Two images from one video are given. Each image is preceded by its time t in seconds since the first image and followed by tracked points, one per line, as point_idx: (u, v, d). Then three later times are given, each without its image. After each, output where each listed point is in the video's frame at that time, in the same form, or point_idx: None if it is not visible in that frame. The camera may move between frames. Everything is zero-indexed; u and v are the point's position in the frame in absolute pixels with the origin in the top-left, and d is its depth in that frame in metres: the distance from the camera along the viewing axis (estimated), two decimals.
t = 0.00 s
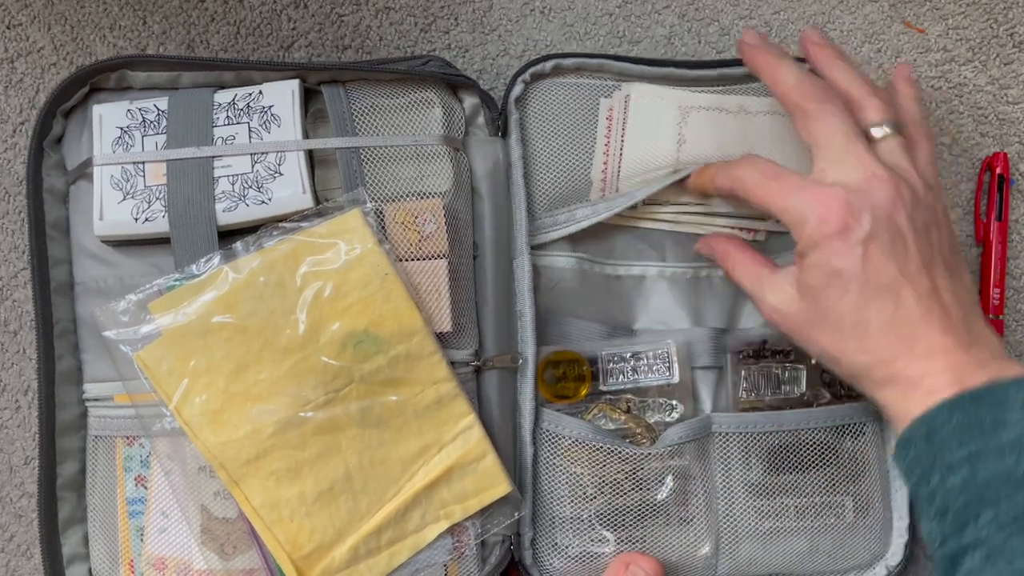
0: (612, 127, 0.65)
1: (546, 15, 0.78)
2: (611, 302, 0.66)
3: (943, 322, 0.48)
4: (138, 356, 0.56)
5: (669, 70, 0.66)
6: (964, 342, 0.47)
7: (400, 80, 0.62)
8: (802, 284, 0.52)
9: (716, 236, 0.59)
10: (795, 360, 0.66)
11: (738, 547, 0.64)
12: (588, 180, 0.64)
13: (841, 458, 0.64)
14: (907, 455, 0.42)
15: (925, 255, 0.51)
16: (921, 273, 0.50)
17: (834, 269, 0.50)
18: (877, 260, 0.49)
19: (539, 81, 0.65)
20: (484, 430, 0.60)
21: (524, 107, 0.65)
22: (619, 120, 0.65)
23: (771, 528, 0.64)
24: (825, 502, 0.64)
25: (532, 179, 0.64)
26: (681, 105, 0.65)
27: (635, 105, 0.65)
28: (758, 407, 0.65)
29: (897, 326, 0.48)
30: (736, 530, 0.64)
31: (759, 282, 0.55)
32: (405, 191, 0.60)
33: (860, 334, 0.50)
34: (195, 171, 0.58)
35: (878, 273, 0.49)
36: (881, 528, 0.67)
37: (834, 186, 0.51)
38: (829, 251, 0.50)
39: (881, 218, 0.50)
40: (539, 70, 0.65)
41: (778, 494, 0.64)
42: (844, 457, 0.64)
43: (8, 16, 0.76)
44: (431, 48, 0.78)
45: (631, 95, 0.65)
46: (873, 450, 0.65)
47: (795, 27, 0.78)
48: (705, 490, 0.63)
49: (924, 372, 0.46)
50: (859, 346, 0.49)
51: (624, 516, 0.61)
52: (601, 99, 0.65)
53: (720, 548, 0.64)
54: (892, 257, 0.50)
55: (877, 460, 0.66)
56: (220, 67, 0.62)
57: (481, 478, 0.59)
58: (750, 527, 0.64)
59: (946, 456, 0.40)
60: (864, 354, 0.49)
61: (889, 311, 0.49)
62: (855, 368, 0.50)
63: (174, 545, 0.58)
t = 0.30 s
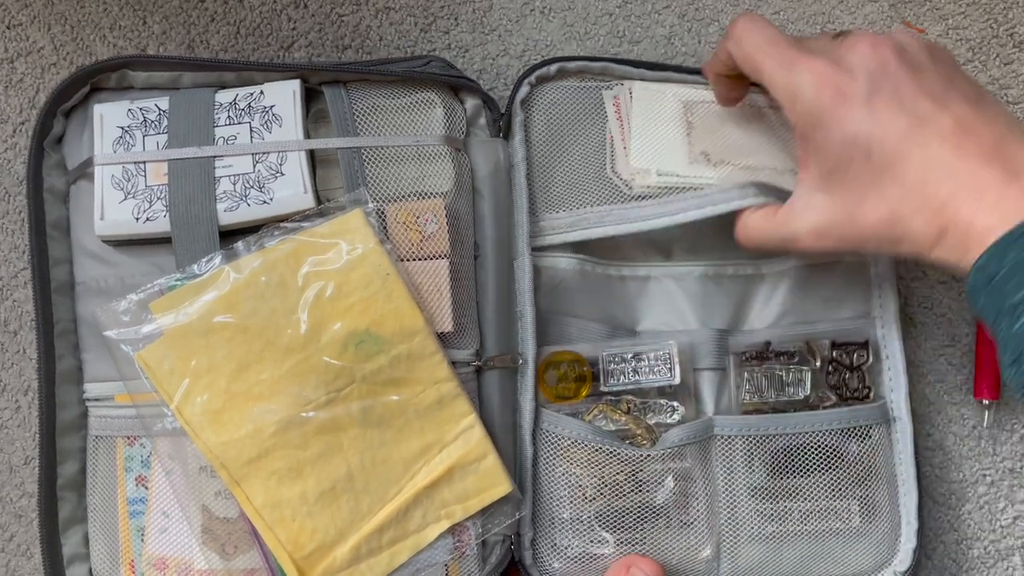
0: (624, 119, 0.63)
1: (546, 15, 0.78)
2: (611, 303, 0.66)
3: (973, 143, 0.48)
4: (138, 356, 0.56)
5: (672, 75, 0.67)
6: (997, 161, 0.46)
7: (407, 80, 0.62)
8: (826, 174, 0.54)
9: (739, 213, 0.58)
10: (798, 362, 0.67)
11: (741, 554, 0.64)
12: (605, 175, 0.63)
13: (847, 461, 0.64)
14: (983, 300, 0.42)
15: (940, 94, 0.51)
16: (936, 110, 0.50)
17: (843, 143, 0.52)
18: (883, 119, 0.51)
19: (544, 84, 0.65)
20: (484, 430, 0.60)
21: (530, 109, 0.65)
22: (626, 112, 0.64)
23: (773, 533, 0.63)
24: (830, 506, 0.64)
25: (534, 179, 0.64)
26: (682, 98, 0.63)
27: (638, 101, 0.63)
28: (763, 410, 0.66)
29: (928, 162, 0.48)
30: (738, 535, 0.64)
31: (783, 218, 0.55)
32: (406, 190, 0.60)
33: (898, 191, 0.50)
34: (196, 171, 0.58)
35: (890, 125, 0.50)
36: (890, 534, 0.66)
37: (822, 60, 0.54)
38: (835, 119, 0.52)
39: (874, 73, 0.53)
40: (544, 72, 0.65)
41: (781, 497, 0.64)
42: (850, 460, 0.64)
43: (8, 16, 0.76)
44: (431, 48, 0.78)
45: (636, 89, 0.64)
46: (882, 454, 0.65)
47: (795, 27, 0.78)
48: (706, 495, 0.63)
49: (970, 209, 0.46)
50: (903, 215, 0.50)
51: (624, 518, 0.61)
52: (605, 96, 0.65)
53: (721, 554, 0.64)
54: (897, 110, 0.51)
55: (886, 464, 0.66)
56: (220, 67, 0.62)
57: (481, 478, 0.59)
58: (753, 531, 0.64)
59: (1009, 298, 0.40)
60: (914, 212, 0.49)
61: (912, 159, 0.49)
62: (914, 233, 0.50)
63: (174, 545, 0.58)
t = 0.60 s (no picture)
0: (620, 128, 0.64)
1: (546, 15, 0.78)
2: (612, 302, 0.66)
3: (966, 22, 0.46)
4: (142, 353, 0.56)
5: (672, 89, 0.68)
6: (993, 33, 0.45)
7: (409, 81, 0.62)
8: (820, 90, 0.53)
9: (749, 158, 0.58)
10: (794, 361, 0.66)
11: (739, 555, 0.64)
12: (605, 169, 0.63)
13: (849, 463, 0.64)
14: (1004, 184, 0.38)
15: None
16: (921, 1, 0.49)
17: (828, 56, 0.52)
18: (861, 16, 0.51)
19: (547, 86, 0.66)
20: (485, 429, 0.60)
21: (534, 111, 0.65)
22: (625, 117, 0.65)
23: (773, 533, 0.64)
24: (831, 507, 0.64)
25: (537, 178, 0.64)
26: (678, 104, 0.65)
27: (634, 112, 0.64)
28: (760, 410, 0.66)
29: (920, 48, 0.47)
30: (735, 535, 0.64)
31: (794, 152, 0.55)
32: (407, 190, 0.60)
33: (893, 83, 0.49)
34: (197, 171, 0.58)
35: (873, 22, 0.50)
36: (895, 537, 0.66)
37: None
38: (815, 28, 0.52)
39: None
40: (548, 74, 0.65)
41: (780, 499, 0.64)
42: (852, 461, 0.64)
43: (8, 16, 0.76)
44: (431, 47, 0.78)
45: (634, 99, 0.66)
46: (886, 456, 0.65)
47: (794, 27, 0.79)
48: (706, 496, 0.63)
49: (974, 83, 0.44)
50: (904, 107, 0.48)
51: (625, 519, 0.61)
52: (604, 104, 0.66)
53: (721, 556, 0.64)
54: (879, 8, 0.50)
55: (889, 465, 0.65)
56: (221, 67, 0.62)
57: (483, 478, 0.59)
58: (752, 531, 0.64)
59: None
60: (914, 94, 0.47)
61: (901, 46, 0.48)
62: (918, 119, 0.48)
63: (175, 544, 0.58)
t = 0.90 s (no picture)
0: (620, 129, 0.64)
1: (546, 15, 0.78)
2: (612, 302, 0.66)
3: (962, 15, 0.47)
4: (142, 354, 0.56)
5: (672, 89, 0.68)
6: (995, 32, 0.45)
7: (409, 81, 0.62)
8: (820, 84, 0.53)
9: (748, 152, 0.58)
10: (792, 360, 0.66)
11: (740, 555, 0.64)
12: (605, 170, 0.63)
13: (849, 462, 0.64)
14: (1005, 176, 0.38)
15: None
16: None
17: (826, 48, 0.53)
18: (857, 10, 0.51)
19: (548, 86, 0.66)
20: (485, 429, 0.60)
21: (534, 111, 0.65)
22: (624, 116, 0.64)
23: (772, 533, 0.64)
24: (831, 506, 0.64)
25: (536, 178, 0.64)
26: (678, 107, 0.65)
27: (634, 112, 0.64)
28: (758, 408, 0.65)
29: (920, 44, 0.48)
30: (735, 535, 0.64)
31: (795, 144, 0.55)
32: (407, 190, 0.60)
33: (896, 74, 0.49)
34: (197, 171, 0.58)
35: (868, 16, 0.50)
36: (898, 536, 0.66)
37: None
38: (813, 24, 0.53)
39: None
40: (547, 75, 0.65)
41: (780, 498, 0.64)
42: (851, 460, 0.64)
43: (8, 16, 0.76)
44: (431, 47, 0.78)
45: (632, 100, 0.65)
46: (886, 455, 0.65)
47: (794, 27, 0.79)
48: (706, 496, 0.63)
49: (974, 76, 0.44)
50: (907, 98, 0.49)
51: (625, 519, 0.61)
52: (604, 105, 0.66)
53: (721, 556, 0.64)
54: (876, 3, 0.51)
55: (889, 463, 0.65)
56: (221, 67, 0.62)
57: (483, 478, 0.59)
58: (752, 531, 0.64)
59: None
60: (916, 88, 0.48)
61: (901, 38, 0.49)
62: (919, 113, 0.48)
63: (175, 544, 0.58)
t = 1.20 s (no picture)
0: (618, 136, 0.65)
1: (546, 15, 0.78)
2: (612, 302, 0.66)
3: (929, 158, 0.50)
4: (142, 355, 0.56)
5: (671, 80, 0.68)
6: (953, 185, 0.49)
7: (407, 80, 0.62)
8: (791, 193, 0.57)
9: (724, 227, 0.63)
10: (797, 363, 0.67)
11: (741, 553, 0.64)
12: (599, 194, 0.65)
13: (847, 461, 0.64)
14: (957, 318, 0.46)
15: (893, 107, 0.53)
16: (889, 124, 0.52)
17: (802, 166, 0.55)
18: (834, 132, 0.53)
19: (545, 86, 0.66)
20: (485, 429, 0.60)
21: (531, 111, 0.65)
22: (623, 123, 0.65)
23: (773, 531, 0.64)
24: (830, 506, 0.64)
25: (534, 178, 0.64)
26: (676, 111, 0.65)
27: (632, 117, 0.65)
28: (766, 409, 0.66)
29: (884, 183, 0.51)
30: (737, 535, 0.64)
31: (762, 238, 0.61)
32: (407, 190, 0.60)
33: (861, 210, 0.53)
34: (197, 171, 0.58)
35: (841, 144, 0.53)
36: (892, 537, 0.66)
37: (770, 86, 0.56)
38: (789, 143, 0.55)
39: (825, 96, 0.55)
40: (545, 75, 0.65)
41: (781, 497, 0.64)
42: (850, 461, 0.64)
43: (8, 16, 0.76)
44: (431, 48, 0.78)
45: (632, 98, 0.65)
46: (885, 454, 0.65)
47: (794, 27, 0.78)
48: (707, 494, 0.63)
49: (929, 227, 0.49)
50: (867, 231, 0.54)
51: (625, 518, 0.61)
52: (603, 104, 0.66)
53: (722, 555, 0.64)
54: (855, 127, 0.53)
55: (884, 465, 0.66)
56: (220, 67, 0.62)
57: (483, 477, 0.59)
58: (753, 530, 0.64)
59: (976, 317, 0.44)
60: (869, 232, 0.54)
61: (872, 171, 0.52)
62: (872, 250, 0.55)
63: (175, 544, 0.58)
